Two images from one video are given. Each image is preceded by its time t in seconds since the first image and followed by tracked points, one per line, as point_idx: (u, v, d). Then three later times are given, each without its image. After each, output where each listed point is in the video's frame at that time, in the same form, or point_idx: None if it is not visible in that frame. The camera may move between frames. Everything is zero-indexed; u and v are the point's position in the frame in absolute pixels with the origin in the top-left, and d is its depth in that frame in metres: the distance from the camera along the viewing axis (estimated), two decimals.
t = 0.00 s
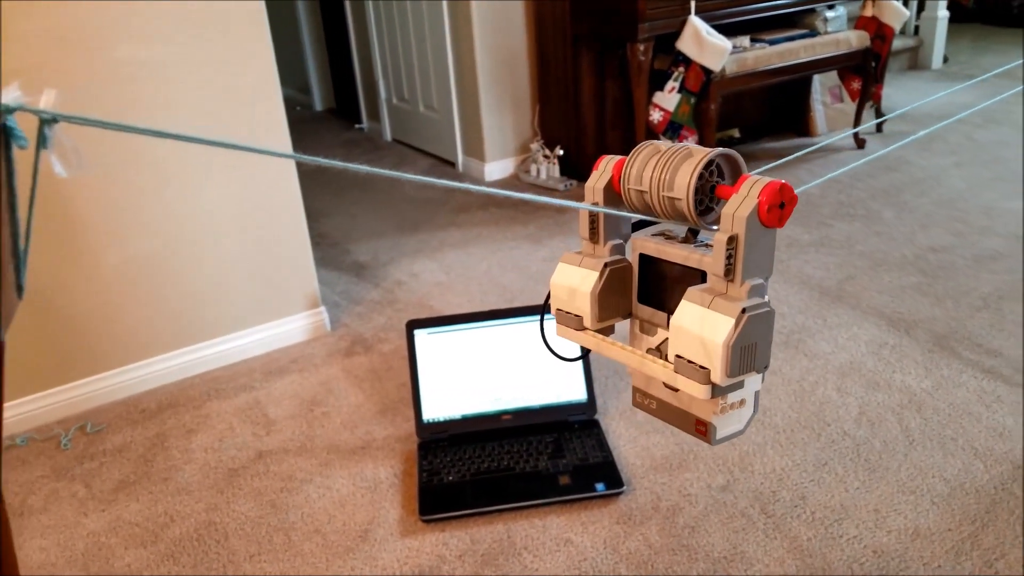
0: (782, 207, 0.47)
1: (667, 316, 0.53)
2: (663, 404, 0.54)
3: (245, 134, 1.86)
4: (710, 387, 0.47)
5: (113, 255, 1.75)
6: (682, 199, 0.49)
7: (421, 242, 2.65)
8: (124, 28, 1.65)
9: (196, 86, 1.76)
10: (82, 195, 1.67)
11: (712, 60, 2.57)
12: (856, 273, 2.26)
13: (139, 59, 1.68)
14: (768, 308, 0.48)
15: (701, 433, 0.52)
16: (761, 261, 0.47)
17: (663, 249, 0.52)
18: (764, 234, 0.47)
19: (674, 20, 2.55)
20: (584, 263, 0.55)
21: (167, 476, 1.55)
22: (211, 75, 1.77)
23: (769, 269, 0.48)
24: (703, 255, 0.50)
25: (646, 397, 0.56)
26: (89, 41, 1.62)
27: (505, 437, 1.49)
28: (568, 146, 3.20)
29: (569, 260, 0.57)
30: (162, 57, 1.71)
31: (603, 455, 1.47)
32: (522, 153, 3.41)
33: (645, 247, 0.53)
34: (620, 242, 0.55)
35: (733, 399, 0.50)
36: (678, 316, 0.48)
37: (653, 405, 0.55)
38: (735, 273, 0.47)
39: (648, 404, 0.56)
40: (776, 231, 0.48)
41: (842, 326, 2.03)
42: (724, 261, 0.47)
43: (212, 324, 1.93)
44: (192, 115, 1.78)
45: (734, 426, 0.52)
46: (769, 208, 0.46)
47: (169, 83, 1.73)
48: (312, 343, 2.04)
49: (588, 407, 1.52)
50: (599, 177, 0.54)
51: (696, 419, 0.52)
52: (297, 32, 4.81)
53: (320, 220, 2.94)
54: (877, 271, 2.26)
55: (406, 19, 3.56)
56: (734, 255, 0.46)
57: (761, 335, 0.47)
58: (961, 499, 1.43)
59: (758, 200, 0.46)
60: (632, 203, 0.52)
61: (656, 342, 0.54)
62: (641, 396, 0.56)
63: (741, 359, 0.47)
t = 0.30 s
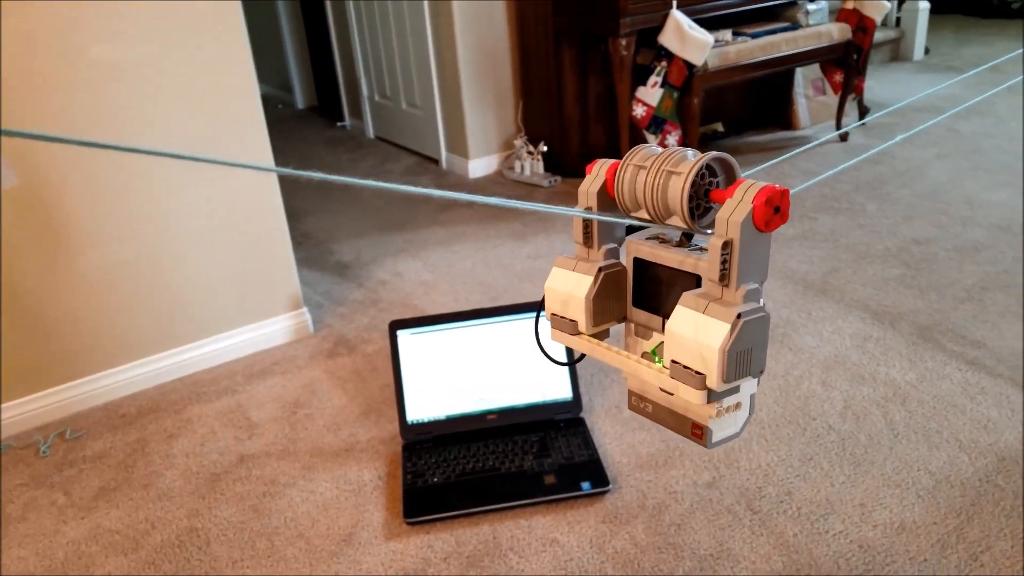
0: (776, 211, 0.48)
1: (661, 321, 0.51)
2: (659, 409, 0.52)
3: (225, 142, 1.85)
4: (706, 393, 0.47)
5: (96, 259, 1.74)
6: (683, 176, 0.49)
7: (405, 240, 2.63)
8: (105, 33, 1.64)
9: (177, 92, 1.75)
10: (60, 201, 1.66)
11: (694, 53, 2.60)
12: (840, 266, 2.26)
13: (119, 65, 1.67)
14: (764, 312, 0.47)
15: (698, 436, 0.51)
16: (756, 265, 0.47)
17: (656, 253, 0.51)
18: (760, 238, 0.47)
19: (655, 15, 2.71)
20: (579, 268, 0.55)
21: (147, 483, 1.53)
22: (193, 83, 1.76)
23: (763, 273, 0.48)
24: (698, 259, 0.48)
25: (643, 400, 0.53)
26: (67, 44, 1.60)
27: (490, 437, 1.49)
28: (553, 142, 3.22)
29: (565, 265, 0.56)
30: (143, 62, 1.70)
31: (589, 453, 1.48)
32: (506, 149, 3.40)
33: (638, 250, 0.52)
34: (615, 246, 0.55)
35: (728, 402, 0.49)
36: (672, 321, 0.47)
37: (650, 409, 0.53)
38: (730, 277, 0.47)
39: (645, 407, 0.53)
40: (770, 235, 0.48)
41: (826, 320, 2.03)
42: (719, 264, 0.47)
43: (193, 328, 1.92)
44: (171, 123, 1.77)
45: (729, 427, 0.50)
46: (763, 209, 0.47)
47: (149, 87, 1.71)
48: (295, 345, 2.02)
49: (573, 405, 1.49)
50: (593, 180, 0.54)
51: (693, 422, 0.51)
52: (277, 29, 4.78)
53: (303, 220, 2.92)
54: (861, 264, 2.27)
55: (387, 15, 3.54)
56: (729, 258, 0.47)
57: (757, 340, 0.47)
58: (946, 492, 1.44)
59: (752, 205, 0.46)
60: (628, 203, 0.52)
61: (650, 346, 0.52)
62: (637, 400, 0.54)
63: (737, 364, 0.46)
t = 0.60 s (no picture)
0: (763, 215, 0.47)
1: (653, 322, 0.51)
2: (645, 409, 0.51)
3: (203, 152, 1.83)
4: (695, 395, 0.47)
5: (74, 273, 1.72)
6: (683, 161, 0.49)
7: (385, 239, 2.62)
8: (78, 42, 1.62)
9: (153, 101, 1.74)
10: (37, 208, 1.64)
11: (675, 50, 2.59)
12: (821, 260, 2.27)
13: (96, 73, 1.66)
14: (752, 316, 0.47)
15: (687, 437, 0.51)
16: (744, 268, 0.47)
17: (645, 256, 0.51)
18: (747, 242, 0.47)
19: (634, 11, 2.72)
20: (568, 271, 0.54)
21: (122, 491, 1.52)
22: (169, 92, 1.75)
23: (751, 276, 0.48)
24: (687, 262, 0.48)
25: (631, 400, 0.52)
26: (43, 54, 1.58)
27: (471, 438, 1.48)
28: (534, 139, 3.21)
29: (553, 267, 0.55)
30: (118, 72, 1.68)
31: (571, 453, 1.47)
32: (487, 146, 3.39)
33: (627, 253, 0.52)
34: (603, 248, 0.54)
35: (717, 404, 0.48)
36: (660, 324, 0.48)
37: (637, 408, 0.52)
38: (718, 282, 0.46)
39: (632, 407, 0.53)
40: (758, 238, 0.48)
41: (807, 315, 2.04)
42: (707, 269, 0.46)
43: (170, 332, 1.89)
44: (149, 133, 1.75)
45: (717, 427, 0.50)
46: (750, 215, 0.46)
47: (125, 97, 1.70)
48: (274, 348, 2.01)
49: (556, 404, 1.49)
50: (580, 182, 0.54)
51: (682, 424, 0.50)
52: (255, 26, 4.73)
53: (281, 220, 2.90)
54: (842, 258, 2.28)
55: (366, 13, 3.51)
56: (717, 263, 0.46)
57: (745, 343, 0.47)
58: (926, 486, 1.44)
59: (740, 209, 0.46)
60: (615, 203, 0.52)
61: (640, 347, 0.52)
62: (625, 399, 0.53)
63: (725, 367, 0.46)
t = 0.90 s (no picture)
0: (748, 221, 0.50)
1: (642, 330, 0.55)
2: (635, 418, 0.54)
3: (175, 170, 1.82)
4: (686, 404, 0.49)
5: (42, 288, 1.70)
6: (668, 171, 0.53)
7: (361, 242, 2.60)
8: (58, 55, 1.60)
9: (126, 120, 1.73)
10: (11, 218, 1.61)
11: (649, 48, 2.66)
12: (796, 258, 2.28)
13: (71, 86, 1.64)
14: (739, 324, 0.50)
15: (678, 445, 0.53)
16: (731, 278, 0.51)
17: (632, 263, 0.54)
18: (734, 249, 0.50)
19: (609, 10, 2.68)
20: (556, 280, 0.58)
21: (92, 503, 1.49)
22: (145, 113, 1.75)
23: (736, 285, 0.51)
24: (676, 270, 0.52)
25: (620, 409, 0.55)
26: (16, 66, 1.57)
27: (448, 443, 1.47)
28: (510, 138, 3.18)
29: (541, 276, 0.60)
30: (95, 88, 1.67)
31: (548, 456, 1.46)
32: (464, 146, 3.37)
33: (614, 262, 0.55)
34: (589, 257, 0.58)
35: (707, 412, 0.51)
36: (650, 333, 0.50)
37: (628, 418, 0.55)
38: (706, 289, 0.50)
39: (621, 416, 0.55)
40: (743, 246, 0.51)
41: (783, 313, 2.05)
42: (696, 276, 0.49)
43: (141, 340, 1.87)
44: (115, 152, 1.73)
45: (707, 438, 0.52)
46: (738, 220, 0.49)
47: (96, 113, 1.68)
48: (248, 354, 1.99)
49: (532, 407, 1.50)
50: (566, 192, 0.58)
51: (672, 433, 0.52)
52: (228, 27, 4.69)
53: (256, 224, 2.87)
54: (817, 255, 2.30)
55: (340, 14, 3.49)
56: (705, 271, 0.49)
57: (733, 351, 0.50)
58: (902, 483, 1.45)
59: (727, 216, 0.49)
60: (601, 213, 0.56)
61: (629, 355, 0.56)
62: (614, 409, 0.56)
63: (715, 375, 0.49)
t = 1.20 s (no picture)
0: (732, 231, 0.61)
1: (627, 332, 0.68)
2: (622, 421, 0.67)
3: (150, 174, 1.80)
4: (672, 408, 0.59)
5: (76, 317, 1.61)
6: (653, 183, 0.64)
7: (341, 246, 2.60)
8: (81, 53, 1.61)
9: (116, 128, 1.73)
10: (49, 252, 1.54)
11: (626, 51, 2.67)
12: (774, 258, 2.31)
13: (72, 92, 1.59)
14: (721, 329, 0.61)
15: (664, 448, 0.65)
16: (713, 286, 0.62)
17: (619, 270, 0.66)
18: (716, 257, 0.61)
19: (586, 13, 2.68)
20: (545, 286, 0.69)
21: (69, 513, 1.46)
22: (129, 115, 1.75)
23: (719, 292, 0.62)
24: (662, 277, 0.63)
25: (608, 413, 0.68)
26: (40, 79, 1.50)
27: (428, 448, 1.47)
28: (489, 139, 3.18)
29: (530, 282, 0.71)
30: (100, 88, 1.69)
31: (529, 459, 1.46)
32: (443, 149, 3.37)
33: (601, 268, 0.67)
34: (576, 264, 0.70)
35: (692, 416, 0.61)
36: (643, 341, 0.61)
37: (615, 421, 0.67)
38: (691, 296, 0.61)
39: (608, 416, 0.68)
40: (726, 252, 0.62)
41: (761, 312, 2.06)
42: (683, 283, 0.61)
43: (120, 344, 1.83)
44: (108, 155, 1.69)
45: (689, 437, 0.63)
46: (721, 230, 0.60)
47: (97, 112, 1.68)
48: (226, 360, 1.98)
49: (514, 410, 1.49)
50: (555, 200, 0.69)
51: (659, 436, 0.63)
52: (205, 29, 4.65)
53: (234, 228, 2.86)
54: (794, 255, 2.33)
55: (317, 17, 3.48)
56: (691, 278, 0.61)
57: (715, 358, 0.60)
58: (880, 481, 1.47)
59: (712, 226, 0.60)
60: (588, 216, 0.67)
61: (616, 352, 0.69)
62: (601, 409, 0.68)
63: (698, 379, 0.59)
